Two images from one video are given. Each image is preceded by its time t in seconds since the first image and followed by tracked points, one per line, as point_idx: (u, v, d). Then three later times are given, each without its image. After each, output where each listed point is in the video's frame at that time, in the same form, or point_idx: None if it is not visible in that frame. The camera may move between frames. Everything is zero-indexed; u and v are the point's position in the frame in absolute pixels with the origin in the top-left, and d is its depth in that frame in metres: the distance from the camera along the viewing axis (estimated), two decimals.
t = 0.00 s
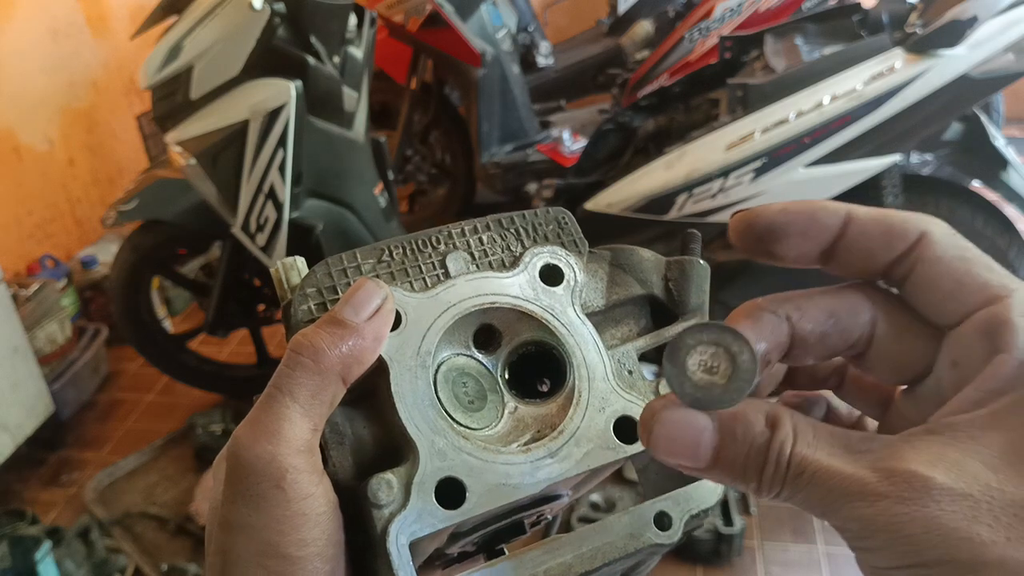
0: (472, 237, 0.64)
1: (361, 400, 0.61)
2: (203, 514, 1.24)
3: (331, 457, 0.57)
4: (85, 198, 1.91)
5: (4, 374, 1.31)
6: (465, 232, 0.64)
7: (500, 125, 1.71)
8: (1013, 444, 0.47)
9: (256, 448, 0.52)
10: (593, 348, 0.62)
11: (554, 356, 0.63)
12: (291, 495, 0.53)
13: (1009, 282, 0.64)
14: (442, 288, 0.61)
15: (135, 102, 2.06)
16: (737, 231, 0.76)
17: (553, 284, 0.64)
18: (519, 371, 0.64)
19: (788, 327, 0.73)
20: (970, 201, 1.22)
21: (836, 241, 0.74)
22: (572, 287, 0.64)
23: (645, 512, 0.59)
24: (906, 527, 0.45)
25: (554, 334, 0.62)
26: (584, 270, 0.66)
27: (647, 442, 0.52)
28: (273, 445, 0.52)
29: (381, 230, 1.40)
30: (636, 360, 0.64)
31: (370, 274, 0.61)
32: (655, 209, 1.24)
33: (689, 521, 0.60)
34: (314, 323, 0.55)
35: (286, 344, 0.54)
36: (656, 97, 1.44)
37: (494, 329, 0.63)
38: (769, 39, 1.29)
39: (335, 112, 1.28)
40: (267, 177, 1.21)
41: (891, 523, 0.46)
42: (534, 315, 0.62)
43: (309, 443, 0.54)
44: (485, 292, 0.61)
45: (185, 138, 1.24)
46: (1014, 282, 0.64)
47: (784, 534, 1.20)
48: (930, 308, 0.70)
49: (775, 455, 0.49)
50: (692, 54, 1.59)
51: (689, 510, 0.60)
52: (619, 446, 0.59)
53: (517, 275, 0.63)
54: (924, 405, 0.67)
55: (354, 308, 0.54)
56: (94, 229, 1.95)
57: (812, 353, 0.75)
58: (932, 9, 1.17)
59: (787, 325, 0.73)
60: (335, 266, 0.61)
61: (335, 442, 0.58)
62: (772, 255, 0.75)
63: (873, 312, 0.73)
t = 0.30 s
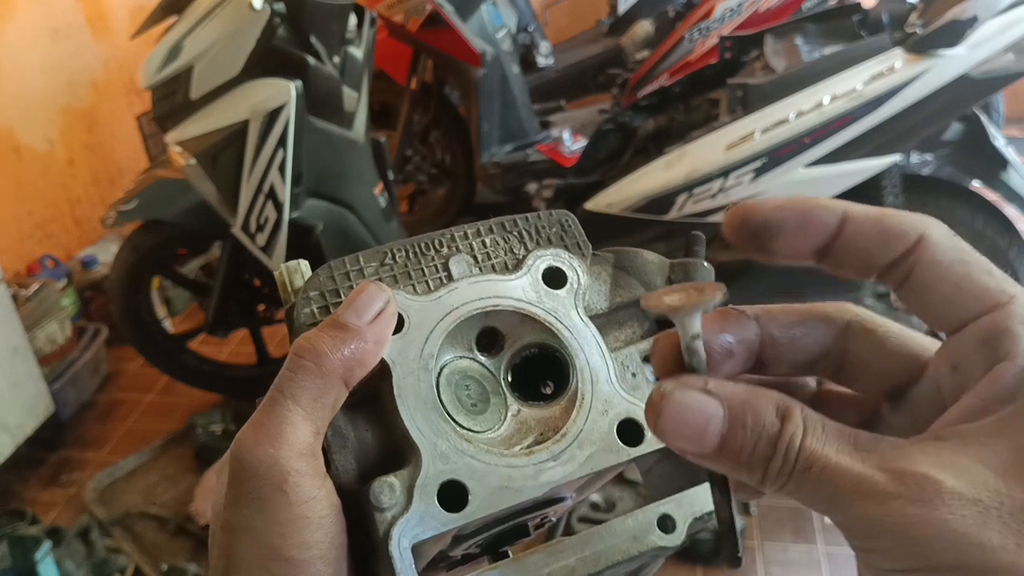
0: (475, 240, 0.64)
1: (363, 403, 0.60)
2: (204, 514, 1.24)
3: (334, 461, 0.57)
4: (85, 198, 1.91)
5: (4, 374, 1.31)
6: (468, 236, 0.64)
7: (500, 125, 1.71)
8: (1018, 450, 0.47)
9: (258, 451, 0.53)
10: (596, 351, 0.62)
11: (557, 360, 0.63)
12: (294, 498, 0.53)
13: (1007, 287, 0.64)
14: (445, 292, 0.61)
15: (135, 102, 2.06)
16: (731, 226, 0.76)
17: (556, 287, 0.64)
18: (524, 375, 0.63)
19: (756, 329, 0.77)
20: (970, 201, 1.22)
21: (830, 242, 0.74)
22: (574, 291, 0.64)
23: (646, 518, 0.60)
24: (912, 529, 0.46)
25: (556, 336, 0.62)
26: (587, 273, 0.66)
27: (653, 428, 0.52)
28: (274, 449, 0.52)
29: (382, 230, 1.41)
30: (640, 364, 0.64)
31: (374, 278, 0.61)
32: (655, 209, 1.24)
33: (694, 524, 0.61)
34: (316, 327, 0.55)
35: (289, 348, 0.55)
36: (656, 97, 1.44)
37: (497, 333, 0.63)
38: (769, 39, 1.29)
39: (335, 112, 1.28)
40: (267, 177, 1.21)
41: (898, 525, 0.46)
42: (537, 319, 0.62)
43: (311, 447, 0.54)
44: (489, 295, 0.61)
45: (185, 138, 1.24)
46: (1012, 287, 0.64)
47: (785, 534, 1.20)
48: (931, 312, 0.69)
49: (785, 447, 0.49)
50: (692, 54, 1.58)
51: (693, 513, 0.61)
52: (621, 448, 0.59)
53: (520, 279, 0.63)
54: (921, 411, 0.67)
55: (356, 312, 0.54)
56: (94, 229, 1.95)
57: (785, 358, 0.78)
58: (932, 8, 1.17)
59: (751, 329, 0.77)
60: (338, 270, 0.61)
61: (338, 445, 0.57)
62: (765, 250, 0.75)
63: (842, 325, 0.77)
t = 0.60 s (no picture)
0: (477, 216, 0.64)
1: (359, 367, 0.60)
2: (203, 514, 1.24)
3: (330, 419, 0.58)
4: (85, 198, 1.91)
5: (4, 374, 1.31)
6: (471, 212, 0.64)
7: (500, 125, 1.71)
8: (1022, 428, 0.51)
9: (256, 401, 0.58)
10: (590, 320, 0.59)
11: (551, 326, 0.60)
12: (281, 446, 0.56)
13: (974, 291, 0.67)
14: (442, 264, 0.60)
15: (135, 102, 2.06)
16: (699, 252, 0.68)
17: (555, 259, 0.61)
18: (527, 346, 0.61)
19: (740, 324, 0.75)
20: (971, 202, 1.22)
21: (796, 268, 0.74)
22: (573, 263, 0.61)
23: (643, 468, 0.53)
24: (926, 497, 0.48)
25: (547, 300, 0.59)
26: (591, 249, 0.63)
27: (665, 395, 0.51)
28: (270, 400, 0.57)
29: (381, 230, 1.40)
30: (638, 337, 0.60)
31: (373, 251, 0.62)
32: (656, 209, 1.24)
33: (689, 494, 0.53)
34: (315, 291, 0.58)
35: (289, 309, 0.58)
36: (656, 97, 1.44)
37: (494, 300, 0.60)
38: (770, 39, 1.29)
39: (335, 112, 1.28)
40: (267, 177, 1.21)
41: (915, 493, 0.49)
42: (528, 285, 0.59)
43: (304, 401, 0.58)
44: (481, 264, 0.60)
45: (185, 138, 1.24)
46: (980, 289, 0.67)
47: (784, 534, 1.20)
48: (904, 323, 0.71)
49: (802, 419, 0.50)
50: (692, 54, 1.58)
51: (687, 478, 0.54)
52: (612, 411, 0.55)
53: (517, 252, 0.61)
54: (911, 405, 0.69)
55: (348, 276, 0.55)
56: (94, 229, 1.95)
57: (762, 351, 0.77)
58: (932, 9, 1.17)
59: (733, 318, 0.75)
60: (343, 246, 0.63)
61: (333, 403, 0.59)
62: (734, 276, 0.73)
63: (817, 333, 0.77)
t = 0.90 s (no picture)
0: (497, 191, 0.65)
1: (375, 336, 0.63)
2: (204, 514, 1.24)
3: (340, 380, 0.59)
4: (85, 199, 1.91)
5: (4, 374, 1.31)
6: (492, 186, 0.66)
7: (500, 125, 1.71)
8: None
9: (263, 357, 0.60)
10: (598, 302, 0.62)
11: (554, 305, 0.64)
12: (289, 403, 0.60)
13: (967, 301, 0.67)
14: (457, 238, 0.62)
15: (135, 103, 2.06)
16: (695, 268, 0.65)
17: (567, 238, 0.64)
18: (536, 321, 0.65)
19: (736, 339, 0.77)
20: (971, 201, 1.22)
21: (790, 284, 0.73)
22: (585, 244, 0.63)
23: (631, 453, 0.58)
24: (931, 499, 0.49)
25: (555, 279, 0.63)
26: (606, 229, 0.65)
27: (679, 399, 0.51)
28: (277, 359, 0.59)
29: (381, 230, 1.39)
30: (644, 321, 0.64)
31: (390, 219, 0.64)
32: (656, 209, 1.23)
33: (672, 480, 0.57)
34: (327, 258, 0.59)
35: (304, 275, 0.59)
36: (656, 97, 1.43)
37: (506, 278, 0.64)
38: (770, 39, 1.29)
39: (336, 112, 1.28)
40: (267, 177, 1.21)
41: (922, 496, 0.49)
42: (536, 267, 0.63)
43: (310, 360, 0.60)
44: (496, 244, 0.62)
45: (185, 138, 1.24)
46: (970, 297, 0.68)
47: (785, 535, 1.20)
48: (900, 335, 0.71)
49: (813, 426, 0.50)
50: (692, 54, 1.58)
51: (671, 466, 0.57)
52: (609, 394, 0.59)
53: (532, 231, 0.63)
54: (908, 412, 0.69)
55: (362, 244, 0.57)
56: (94, 229, 1.95)
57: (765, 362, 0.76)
58: (932, 9, 1.17)
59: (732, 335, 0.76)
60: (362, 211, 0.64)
61: (343, 364, 0.60)
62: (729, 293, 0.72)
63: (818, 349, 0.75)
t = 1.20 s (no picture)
0: (520, 172, 0.63)
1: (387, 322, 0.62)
2: (204, 514, 1.24)
3: (351, 367, 0.59)
4: (85, 198, 1.90)
5: (4, 374, 1.31)
6: (514, 167, 0.63)
7: (500, 125, 1.70)
8: None
9: (274, 347, 0.59)
10: (620, 298, 0.61)
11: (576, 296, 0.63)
12: (299, 394, 0.59)
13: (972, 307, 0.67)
14: (478, 224, 0.61)
15: (135, 103, 2.06)
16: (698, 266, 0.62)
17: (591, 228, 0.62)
18: (552, 310, 0.65)
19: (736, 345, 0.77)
20: (970, 202, 1.22)
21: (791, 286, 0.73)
22: (609, 235, 0.62)
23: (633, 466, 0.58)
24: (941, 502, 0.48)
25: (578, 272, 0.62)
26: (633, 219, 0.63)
27: (685, 400, 0.52)
28: (291, 350, 0.59)
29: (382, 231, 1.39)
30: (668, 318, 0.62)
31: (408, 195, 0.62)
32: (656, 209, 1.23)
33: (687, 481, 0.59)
34: (342, 243, 0.57)
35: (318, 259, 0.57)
36: (656, 97, 1.43)
37: (525, 268, 0.63)
38: (770, 39, 1.29)
39: (336, 112, 1.29)
40: (267, 177, 1.21)
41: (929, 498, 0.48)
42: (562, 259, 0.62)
43: (322, 350, 0.59)
44: (519, 231, 0.61)
45: (185, 138, 1.24)
46: (976, 302, 0.68)
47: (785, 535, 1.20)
48: (904, 340, 0.71)
49: (818, 430, 0.50)
50: (692, 54, 1.58)
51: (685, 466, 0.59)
52: (627, 395, 0.59)
53: (556, 218, 0.62)
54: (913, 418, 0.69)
55: (376, 228, 0.55)
56: (94, 229, 1.95)
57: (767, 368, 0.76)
58: (932, 9, 1.17)
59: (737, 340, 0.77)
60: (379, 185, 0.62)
61: (355, 352, 0.59)
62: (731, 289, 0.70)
63: (820, 356, 0.76)
